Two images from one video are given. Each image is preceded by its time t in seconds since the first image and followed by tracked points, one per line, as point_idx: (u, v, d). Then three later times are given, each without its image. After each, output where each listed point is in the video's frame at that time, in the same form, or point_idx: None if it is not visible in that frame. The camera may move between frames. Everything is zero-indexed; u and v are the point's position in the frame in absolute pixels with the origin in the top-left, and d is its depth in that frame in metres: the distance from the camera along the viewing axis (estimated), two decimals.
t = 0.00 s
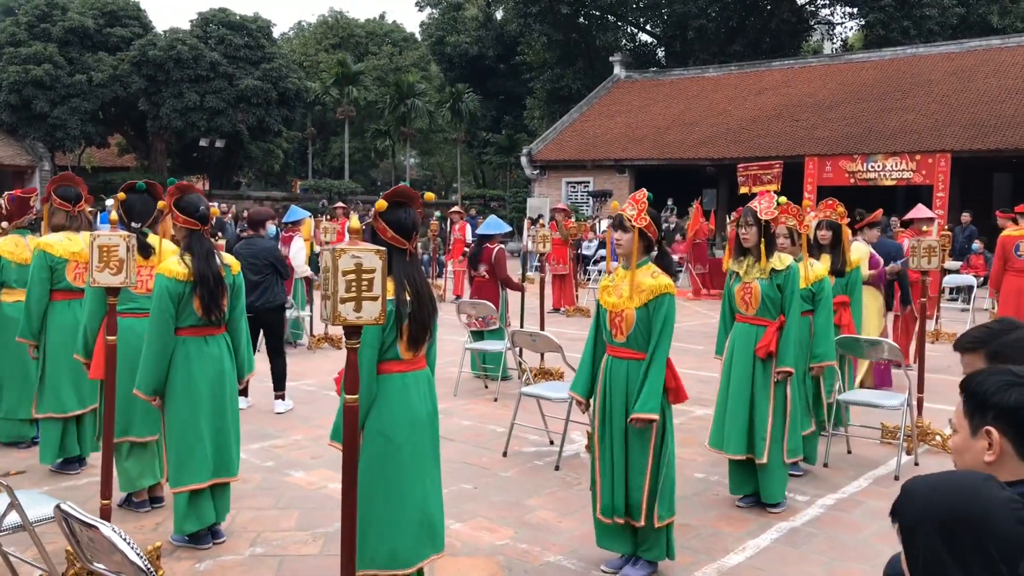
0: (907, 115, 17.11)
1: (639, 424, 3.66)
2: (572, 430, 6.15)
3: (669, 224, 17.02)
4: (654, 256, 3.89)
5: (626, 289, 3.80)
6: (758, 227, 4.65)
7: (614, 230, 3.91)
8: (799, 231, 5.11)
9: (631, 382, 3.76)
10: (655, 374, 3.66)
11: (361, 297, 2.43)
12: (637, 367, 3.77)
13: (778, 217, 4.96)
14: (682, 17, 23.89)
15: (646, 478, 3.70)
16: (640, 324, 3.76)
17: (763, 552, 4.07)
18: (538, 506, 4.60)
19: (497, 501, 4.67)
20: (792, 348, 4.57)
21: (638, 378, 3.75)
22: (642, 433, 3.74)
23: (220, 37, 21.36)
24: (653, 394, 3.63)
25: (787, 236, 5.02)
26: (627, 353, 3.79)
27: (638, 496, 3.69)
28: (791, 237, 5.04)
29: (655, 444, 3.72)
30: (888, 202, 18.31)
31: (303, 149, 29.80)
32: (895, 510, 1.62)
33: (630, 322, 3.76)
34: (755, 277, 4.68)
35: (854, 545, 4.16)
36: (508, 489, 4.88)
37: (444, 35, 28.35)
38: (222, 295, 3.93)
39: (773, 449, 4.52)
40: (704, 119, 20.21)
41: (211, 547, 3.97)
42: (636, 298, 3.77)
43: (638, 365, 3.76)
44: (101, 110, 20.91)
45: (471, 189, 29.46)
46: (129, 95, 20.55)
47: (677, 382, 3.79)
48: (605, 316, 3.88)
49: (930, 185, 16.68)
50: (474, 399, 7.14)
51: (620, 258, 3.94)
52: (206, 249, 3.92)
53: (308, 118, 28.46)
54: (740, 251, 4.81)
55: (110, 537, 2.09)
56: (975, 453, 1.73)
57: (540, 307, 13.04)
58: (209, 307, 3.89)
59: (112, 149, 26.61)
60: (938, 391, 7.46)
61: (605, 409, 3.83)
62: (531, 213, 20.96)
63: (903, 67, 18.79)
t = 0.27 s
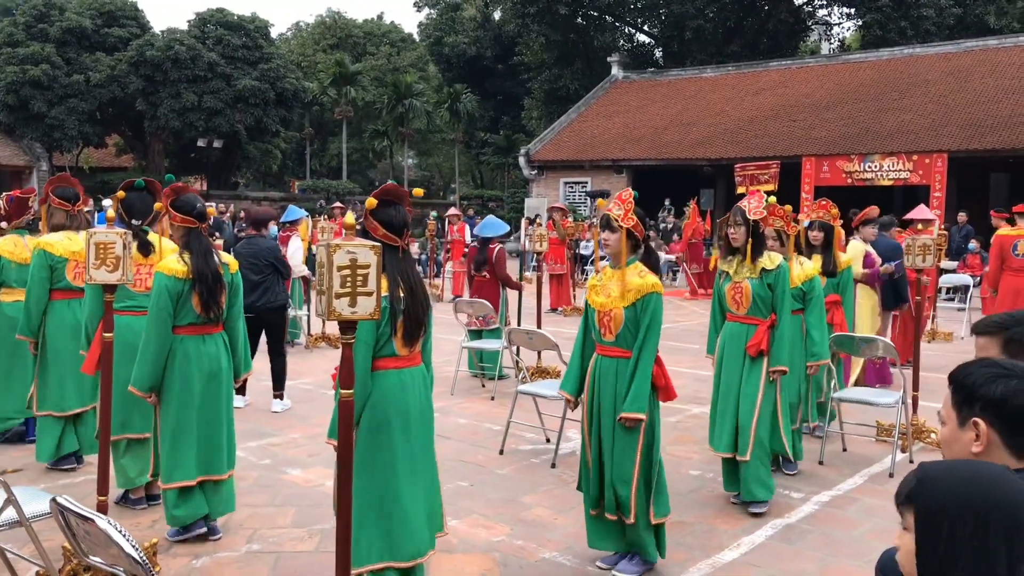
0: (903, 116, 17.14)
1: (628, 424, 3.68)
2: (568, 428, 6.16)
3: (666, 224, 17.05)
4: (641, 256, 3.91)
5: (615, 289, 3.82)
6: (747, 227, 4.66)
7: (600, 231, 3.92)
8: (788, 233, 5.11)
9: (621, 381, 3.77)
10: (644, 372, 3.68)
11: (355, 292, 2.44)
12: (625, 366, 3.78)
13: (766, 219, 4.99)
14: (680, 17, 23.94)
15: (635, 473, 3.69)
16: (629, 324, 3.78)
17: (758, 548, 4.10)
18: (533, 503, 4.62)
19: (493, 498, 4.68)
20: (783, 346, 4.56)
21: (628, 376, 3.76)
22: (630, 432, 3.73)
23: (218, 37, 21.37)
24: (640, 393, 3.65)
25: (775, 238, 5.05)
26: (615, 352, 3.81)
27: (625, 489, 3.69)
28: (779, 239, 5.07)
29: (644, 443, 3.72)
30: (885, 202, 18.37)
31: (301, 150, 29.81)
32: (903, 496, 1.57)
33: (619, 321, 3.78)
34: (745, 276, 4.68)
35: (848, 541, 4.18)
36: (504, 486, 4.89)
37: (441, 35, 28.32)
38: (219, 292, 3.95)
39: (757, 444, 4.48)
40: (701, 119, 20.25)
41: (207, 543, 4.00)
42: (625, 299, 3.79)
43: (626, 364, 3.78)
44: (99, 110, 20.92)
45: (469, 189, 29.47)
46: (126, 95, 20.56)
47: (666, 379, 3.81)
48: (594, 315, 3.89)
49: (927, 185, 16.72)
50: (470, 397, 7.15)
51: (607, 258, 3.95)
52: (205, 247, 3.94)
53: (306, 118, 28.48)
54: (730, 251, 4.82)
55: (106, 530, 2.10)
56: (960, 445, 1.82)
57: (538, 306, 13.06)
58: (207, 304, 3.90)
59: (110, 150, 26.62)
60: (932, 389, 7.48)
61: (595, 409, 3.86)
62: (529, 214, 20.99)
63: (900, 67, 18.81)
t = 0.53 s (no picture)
0: (901, 116, 17.17)
1: (626, 425, 3.70)
2: (566, 427, 6.18)
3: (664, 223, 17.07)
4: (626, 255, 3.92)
5: (606, 290, 3.79)
6: (738, 229, 4.57)
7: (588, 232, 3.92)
8: (784, 234, 5.09)
9: (613, 381, 3.78)
10: (641, 376, 3.71)
11: (354, 287, 2.45)
12: (620, 367, 3.79)
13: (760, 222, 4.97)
14: (678, 18, 23.97)
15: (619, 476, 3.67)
16: (620, 325, 3.80)
17: (755, 545, 4.12)
18: (531, 501, 4.63)
19: (491, 495, 4.70)
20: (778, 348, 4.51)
21: (621, 376, 3.77)
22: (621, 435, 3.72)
23: (216, 36, 21.38)
24: (641, 396, 3.70)
25: (770, 239, 5.04)
26: (608, 352, 3.82)
27: (591, 489, 3.62)
28: (776, 241, 5.06)
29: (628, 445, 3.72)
30: (883, 202, 18.39)
31: (299, 149, 29.79)
32: (916, 491, 1.69)
33: (608, 323, 3.78)
34: (734, 278, 4.61)
35: (845, 538, 4.20)
36: (502, 484, 4.90)
37: (440, 35, 28.32)
38: (221, 290, 4.02)
39: (739, 446, 4.39)
40: (699, 119, 20.27)
41: (206, 539, 4.02)
42: (616, 299, 3.78)
43: (621, 364, 3.79)
44: (97, 110, 20.91)
45: (467, 189, 29.46)
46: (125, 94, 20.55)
47: (658, 377, 3.96)
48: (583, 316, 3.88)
49: (925, 185, 16.76)
50: (469, 396, 7.17)
51: (594, 260, 3.95)
52: (204, 248, 4.02)
53: (305, 117, 28.49)
54: (719, 252, 4.74)
55: (106, 523, 2.12)
56: (955, 437, 2.02)
57: (537, 306, 13.08)
58: (210, 303, 3.98)
59: (108, 149, 26.61)
60: (930, 389, 7.51)
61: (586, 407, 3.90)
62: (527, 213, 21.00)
63: (898, 68, 18.84)
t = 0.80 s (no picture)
0: (898, 115, 17.19)
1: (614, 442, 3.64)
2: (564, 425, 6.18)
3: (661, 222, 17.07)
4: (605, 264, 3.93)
5: (584, 298, 3.78)
6: (727, 228, 4.43)
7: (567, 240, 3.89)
8: (787, 231, 5.13)
9: (593, 393, 3.70)
10: (625, 388, 3.64)
11: (352, 284, 2.45)
12: (602, 380, 3.73)
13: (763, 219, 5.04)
14: (675, 16, 23.98)
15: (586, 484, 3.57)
16: (598, 333, 3.75)
17: (753, 543, 4.13)
18: (529, 498, 4.63)
19: (489, 493, 4.70)
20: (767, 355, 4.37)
21: (597, 387, 3.71)
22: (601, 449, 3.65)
23: (213, 34, 21.35)
24: (629, 409, 3.63)
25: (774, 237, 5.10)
26: (589, 365, 3.75)
27: (556, 513, 3.48)
28: (779, 240, 5.13)
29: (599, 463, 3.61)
30: (879, 201, 18.42)
31: (296, 148, 29.73)
32: (907, 484, 1.79)
33: (586, 333, 3.74)
34: (721, 280, 4.49)
35: (842, 535, 4.21)
36: (500, 482, 4.90)
37: (437, 34, 28.30)
38: (204, 289, 4.04)
39: (722, 452, 4.23)
40: (696, 118, 20.27)
41: (203, 536, 4.03)
42: (594, 308, 3.76)
43: (602, 376, 3.73)
44: (93, 108, 20.84)
45: (465, 187, 29.41)
46: (121, 92, 20.50)
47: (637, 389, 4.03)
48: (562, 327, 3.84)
49: (922, 184, 16.79)
50: (466, 394, 7.17)
51: (575, 267, 3.92)
52: (186, 250, 4.01)
53: (301, 116, 28.45)
54: (706, 252, 4.60)
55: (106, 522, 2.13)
56: (953, 434, 2.03)
57: (533, 304, 13.09)
58: (194, 302, 4.01)
59: (104, 147, 26.53)
60: (926, 387, 7.52)
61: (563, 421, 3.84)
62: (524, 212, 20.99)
63: (894, 66, 18.86)
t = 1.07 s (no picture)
0: (895, 116, 17.22)
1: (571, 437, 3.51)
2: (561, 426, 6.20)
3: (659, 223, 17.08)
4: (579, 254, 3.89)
5: (551, 288, 3.72)
6: (712, 222, 4.36)
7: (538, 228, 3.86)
8: (790, 225, 5.07)
9: (555, 387, 3.63)
10: (587, 376, 3.55)
11: (351, 284, 2.45)
12: (563, 374, 3.66)
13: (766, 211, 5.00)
14: (672, 17, 24.00)
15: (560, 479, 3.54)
16: (563, 325, 3.68)
17: (750, 543, 4.14)
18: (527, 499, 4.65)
19: (487, 493, 4.71)
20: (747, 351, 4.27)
21: (559, 381, 3.64)
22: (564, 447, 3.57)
23: (210, 35, 21.35)
24: (587, 403, 3.50)
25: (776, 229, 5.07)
26: (549, 358, 3.68)
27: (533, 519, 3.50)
28: (781, 233, 5.10)
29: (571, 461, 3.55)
30: (877, 202, 18.44)
31: (293, 149, 29.69)
32: (905, 483, 1.80)
33: (551, 324, 3.68)
34: (704, 275, 4.43)
35: (839, 536, 4.22)
36: (498, 482, 4.91)
37: (434, 34, 28.30)
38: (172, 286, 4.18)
39: (722, 461, 4.16)
40: (693, 119, 20.29)
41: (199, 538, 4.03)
42: (560, 298, 3.69)
43: (564, 370, 3.65)
44: (90, 108, 20.83)
45: (462, 188, 29.38)
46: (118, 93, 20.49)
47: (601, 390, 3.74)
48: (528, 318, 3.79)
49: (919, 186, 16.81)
50: (464, 395, 7.18)
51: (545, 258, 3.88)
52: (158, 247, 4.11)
53: (298, 116, 28.43)
54: (691, 248, 4.57)
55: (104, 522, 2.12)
56: (952, 433, 2.04)
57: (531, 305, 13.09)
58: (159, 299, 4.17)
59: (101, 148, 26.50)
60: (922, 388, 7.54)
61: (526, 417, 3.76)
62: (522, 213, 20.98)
63: (891, 68, 18.89)
